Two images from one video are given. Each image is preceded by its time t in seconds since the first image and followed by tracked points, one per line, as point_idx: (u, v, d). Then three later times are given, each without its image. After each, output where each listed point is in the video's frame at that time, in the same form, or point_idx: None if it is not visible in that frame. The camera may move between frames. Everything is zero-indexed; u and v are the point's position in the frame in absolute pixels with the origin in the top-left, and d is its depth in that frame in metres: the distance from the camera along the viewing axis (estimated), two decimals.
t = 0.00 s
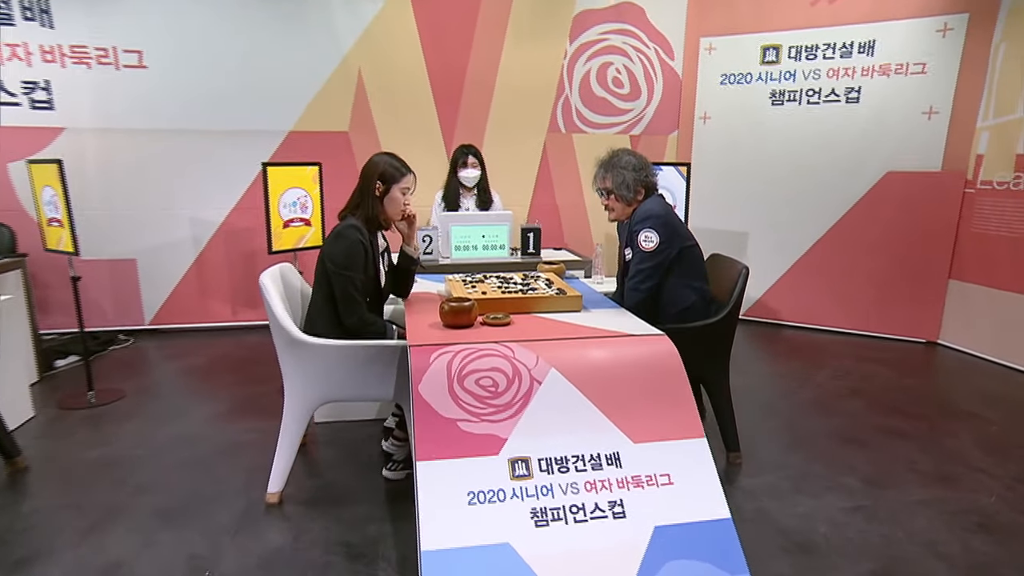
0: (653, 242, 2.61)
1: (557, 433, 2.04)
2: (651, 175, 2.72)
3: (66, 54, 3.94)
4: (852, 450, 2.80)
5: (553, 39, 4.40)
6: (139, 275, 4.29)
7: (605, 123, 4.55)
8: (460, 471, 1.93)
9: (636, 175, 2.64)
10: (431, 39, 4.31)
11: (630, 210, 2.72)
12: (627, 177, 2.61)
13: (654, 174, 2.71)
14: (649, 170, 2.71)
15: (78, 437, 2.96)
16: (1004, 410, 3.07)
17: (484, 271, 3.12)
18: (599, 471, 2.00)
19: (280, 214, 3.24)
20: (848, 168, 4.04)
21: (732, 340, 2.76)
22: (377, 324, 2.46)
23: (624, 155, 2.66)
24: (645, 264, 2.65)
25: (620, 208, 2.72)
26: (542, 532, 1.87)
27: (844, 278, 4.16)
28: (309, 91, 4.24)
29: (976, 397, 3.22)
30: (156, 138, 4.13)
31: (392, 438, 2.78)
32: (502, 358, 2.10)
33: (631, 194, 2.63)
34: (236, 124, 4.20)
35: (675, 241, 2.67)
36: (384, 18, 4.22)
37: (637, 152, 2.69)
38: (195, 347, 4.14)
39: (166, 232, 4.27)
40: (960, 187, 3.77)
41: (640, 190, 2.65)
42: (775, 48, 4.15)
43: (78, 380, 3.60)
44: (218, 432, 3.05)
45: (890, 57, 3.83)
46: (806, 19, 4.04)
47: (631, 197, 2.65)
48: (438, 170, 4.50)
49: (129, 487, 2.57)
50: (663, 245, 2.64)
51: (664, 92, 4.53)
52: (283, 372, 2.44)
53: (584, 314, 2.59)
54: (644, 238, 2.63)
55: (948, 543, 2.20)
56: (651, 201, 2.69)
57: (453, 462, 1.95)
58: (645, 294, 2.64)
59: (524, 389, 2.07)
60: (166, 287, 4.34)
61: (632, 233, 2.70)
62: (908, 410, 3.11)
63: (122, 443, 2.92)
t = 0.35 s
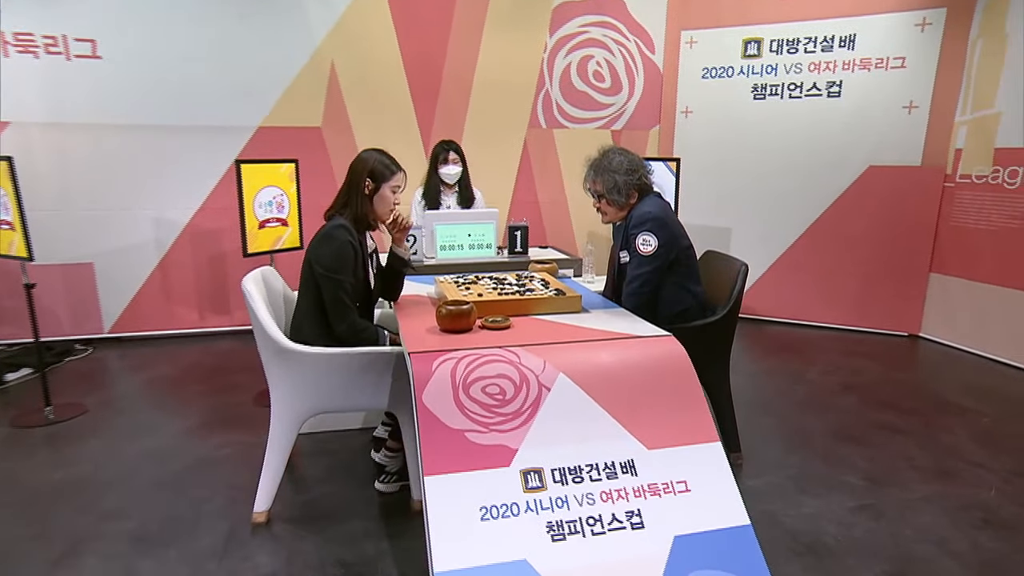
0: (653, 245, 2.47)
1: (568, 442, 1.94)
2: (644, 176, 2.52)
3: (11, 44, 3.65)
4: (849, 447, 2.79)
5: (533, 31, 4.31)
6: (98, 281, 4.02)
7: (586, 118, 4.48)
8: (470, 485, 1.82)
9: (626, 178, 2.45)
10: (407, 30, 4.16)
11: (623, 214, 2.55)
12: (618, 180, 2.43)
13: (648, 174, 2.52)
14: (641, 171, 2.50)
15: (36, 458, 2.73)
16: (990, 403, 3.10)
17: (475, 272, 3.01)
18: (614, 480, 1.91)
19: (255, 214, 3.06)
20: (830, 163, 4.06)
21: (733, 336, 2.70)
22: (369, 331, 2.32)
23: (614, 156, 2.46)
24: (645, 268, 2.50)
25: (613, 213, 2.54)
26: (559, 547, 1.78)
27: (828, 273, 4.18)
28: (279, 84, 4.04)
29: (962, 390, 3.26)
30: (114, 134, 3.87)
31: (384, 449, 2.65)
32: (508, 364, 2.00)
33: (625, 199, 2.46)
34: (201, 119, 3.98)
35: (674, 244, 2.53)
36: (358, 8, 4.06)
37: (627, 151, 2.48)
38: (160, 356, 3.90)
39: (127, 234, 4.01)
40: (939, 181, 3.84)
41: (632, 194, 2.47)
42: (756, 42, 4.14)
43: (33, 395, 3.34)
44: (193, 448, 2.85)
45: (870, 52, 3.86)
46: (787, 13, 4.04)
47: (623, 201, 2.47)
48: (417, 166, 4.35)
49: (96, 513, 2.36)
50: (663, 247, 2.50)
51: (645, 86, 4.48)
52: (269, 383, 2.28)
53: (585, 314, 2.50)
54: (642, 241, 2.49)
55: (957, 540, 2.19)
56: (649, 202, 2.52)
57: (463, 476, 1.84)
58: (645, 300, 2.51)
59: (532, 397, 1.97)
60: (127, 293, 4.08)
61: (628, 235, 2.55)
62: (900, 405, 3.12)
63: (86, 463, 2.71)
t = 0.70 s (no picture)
0: (651, 246, 2.36)
1: (587, 452, 1.84)
2: (646, 173, 2.44)
3: None
4: (848, 445, 2.78)
5: (513, 25, 4.20)
6: (53, 288, 3.75)
7: (568, 114, 4.41)
8: (488, 500, 1.72)
9: (627, 175, 2.37)
10: (384, 22, 4.00)
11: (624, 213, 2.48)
12: (619, 177, 2.35)
13: (650, 171, 2.44)
14: (643, 167, 2.42)
15: None
16: (976, 396, 3.16)
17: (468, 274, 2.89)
18: (636, 490, 1.82)
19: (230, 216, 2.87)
20: (811, 159, 4.09)
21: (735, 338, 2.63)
22: (365, 339, 2.19)
23: (615, 153, 2.38)
24: (642, 270, 2.40)
25: (613, 210, 2.47)
26: (583, 564, 1.68)
27: (811, 268, 4.20)
28: (249, 78, 3.84)
29: (949, 385, 3.30)
30: (68, 130, 3.60)
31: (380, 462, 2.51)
32: (519, 371, 1.88)
33: (626, 197, 2.39)
34: (164, 114, 3.74)
35: (673, 244, 2.42)
36: None
37: (628, 147, 2.40)
38: (124, 367, 3.65)
39: (84, 238, 3.75)
40: (920, 176, 3.91)
41: (633, 192, 2.40)
42: (737, 37, 4.13)
43: None
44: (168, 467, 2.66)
45: (851, 48, 3.90)
46: (768, 8, 4.04)
47: (624, 199, 2.40)
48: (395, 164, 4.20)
49: (64, 545, 2.16)
50: (662, 248, 2.40)
51: (626, 81, 4.43)
52: (258, 395, 2.13)
53: (589, 316, 2.42)
54: (639, 242, 2.38)
55: (966, 537, 2.19)
56: (648, 201, 2.42)
57: (480, 491, 1.73)
58: (643, 302, 2.41)
59: (547, 406, 1.86)
60: (86, 301, 3.82)
61: (626, 235, 2.44)
62: (892, 401, 3.14)
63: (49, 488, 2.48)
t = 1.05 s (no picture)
0: (658, 248, 2.29)
1: (612, 462, 1.76)
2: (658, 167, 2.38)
3: None
4: (853, 446, 2.77)
5: (499, 21, 4.11)
6: (16, 295, 3.52)
7: (556, 112, 4.33)
8: (514, 516, 1.62)
9: (639, 170, 2.30)
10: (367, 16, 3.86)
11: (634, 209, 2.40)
12: (632, 172, 2.28)
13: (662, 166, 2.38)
14: (655, 162, 2.36)
15: None
16: (970, 394, 3.19)
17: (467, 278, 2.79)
18: (664, 500, 1.74)
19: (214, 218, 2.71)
20: (799, 158, 4.10)
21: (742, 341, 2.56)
22: (367, 348, 2.07)
23: (627, 146, 2.32)
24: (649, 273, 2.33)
25: (624, 206, 2.39)
26: None
27: (801, 267, 4.21)
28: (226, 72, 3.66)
29: (942, 383, 3.33)
30: (31, 127, 3.39)
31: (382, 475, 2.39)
32: (538, 379, 1.80)
33: (638, 192, 2.32)
34: (135, 111, 3.54)
35: (681, 247, 2.35)
36: None
37: (640, 141, 2.34)
38: (95, 379, 3.44)
39: (50, 241, 3.53)
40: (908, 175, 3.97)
41: (645, 188, 2.33)
42: (726, 34, 4.11)
43: None
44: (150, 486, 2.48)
45: (840, 46, 3.92)
46: (757, 6, 4.04)
47: (636, 195, 2.33)
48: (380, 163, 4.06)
49: None
50: (670, 250, 2.32)
51: (614, 78, 4.38)
52: (257, 408, 2.00)
53: (599, 319, 2.34)
54: (647, 243, 2.31)
55: (980, 538, 2.18)
56: (657, 200, 2.35)
57: (504, 506, 1.63)
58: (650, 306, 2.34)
59: (569, 416, 1.77)
60: (52, 309, 3.60)
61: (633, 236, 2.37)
62: (890, 400, 3.15)
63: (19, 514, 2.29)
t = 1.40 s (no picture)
0: (680, 252, 2.27)
1: (636, 475, 1.65)
2: (666, 168, 2.32)
3: None
4: (856, 448, 2.76)
5: (483, 16, 4.00)
6: None
7: (540, 110, 4.24)
8: (542, 536, 1.52)
9: (650, 172, 2.23)
10: (347, 9, 3.71)
11: (644, 214, 2.33)
12: (643, 175, 2.21)
13: (672, 168, 2.32)
14: (665, 163, 2.29)
15: None
16: (960, 392, 3.23)
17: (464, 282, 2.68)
18: (692, 514, 1.64)
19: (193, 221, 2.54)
20: (785, 158, 4.11)
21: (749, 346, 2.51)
22: (371, 358, 1.94)
23: (637, 148, 2.25)
24: (668, 277, 2.30)
25: (634, 211, 2.32)
26: None
27: (787, 267, 4.23)
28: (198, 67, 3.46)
29: (932, 381, 3.37)
30: None
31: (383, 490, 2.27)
32: (557, 390, 1.70)
33: (648, 196, 2.25)
34: (99, 107, 3.32)
35: (700, 252, 2.34)
36: None
37: (650, 143, 2.26)
38: (60, 394, 3.21)
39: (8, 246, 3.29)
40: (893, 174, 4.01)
41: (655, 190, 2.26)
42: (712, 32, 4.09)
43: None
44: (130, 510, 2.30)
45: (824, 46, 3.94)
46: (742, 5, 4.03)
47: (647, 199, 2.26)
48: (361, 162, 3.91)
49: None
50: (690, 255, 2.30)
51: (599, 76, 4.31)
52: (254, 425, 1.87)
53: (607, 323, 2.26)
54: (668, 247, 2.28)
55: (992, 540, 2.19)
56: (674, 204, 2.33)
57: (530, 526, 1.53)
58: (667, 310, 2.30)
59: (591, 427, 1.67)
60: (10, 318, 3.36)
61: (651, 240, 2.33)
62: (885, 400, 3.16)
63: None
